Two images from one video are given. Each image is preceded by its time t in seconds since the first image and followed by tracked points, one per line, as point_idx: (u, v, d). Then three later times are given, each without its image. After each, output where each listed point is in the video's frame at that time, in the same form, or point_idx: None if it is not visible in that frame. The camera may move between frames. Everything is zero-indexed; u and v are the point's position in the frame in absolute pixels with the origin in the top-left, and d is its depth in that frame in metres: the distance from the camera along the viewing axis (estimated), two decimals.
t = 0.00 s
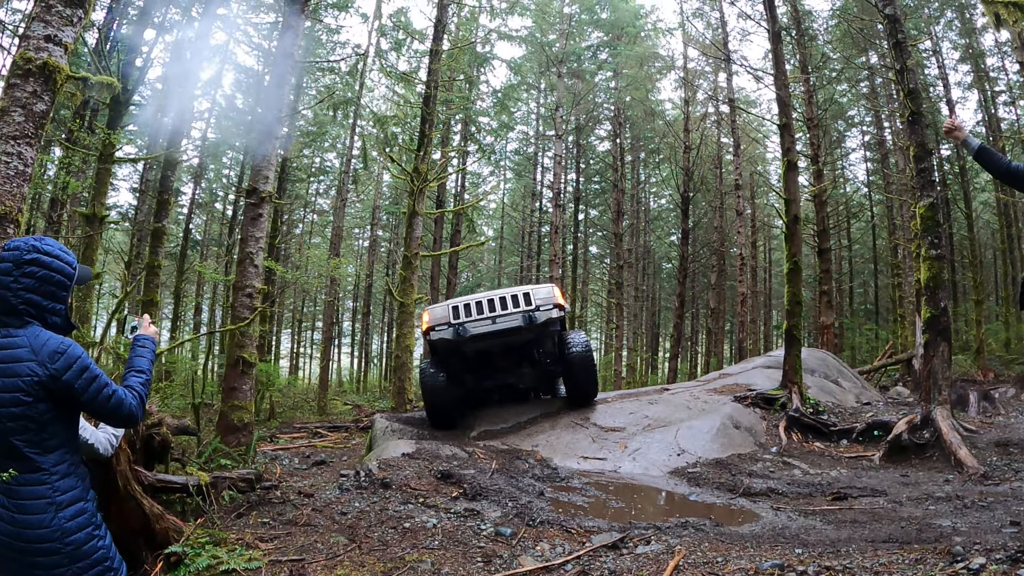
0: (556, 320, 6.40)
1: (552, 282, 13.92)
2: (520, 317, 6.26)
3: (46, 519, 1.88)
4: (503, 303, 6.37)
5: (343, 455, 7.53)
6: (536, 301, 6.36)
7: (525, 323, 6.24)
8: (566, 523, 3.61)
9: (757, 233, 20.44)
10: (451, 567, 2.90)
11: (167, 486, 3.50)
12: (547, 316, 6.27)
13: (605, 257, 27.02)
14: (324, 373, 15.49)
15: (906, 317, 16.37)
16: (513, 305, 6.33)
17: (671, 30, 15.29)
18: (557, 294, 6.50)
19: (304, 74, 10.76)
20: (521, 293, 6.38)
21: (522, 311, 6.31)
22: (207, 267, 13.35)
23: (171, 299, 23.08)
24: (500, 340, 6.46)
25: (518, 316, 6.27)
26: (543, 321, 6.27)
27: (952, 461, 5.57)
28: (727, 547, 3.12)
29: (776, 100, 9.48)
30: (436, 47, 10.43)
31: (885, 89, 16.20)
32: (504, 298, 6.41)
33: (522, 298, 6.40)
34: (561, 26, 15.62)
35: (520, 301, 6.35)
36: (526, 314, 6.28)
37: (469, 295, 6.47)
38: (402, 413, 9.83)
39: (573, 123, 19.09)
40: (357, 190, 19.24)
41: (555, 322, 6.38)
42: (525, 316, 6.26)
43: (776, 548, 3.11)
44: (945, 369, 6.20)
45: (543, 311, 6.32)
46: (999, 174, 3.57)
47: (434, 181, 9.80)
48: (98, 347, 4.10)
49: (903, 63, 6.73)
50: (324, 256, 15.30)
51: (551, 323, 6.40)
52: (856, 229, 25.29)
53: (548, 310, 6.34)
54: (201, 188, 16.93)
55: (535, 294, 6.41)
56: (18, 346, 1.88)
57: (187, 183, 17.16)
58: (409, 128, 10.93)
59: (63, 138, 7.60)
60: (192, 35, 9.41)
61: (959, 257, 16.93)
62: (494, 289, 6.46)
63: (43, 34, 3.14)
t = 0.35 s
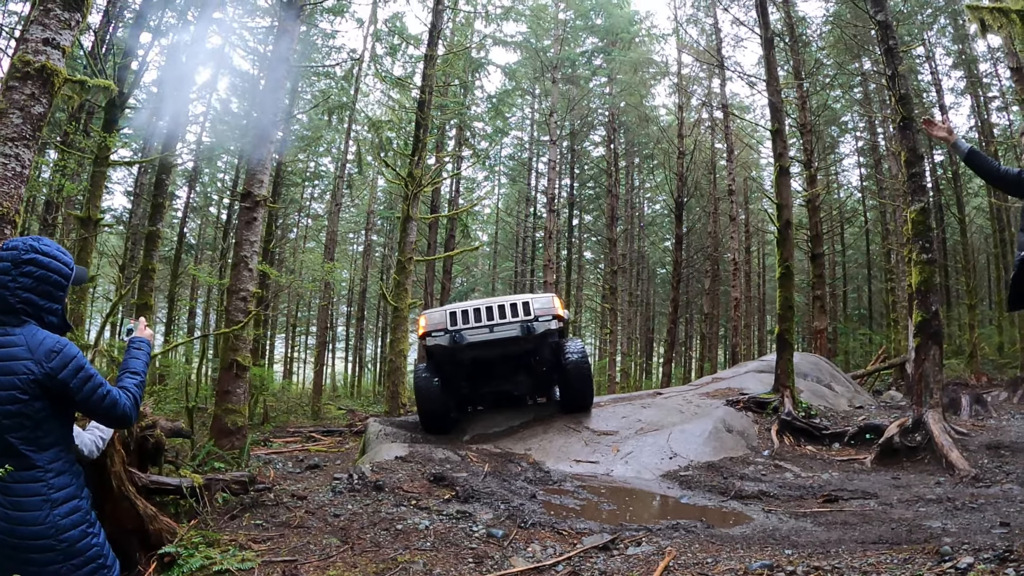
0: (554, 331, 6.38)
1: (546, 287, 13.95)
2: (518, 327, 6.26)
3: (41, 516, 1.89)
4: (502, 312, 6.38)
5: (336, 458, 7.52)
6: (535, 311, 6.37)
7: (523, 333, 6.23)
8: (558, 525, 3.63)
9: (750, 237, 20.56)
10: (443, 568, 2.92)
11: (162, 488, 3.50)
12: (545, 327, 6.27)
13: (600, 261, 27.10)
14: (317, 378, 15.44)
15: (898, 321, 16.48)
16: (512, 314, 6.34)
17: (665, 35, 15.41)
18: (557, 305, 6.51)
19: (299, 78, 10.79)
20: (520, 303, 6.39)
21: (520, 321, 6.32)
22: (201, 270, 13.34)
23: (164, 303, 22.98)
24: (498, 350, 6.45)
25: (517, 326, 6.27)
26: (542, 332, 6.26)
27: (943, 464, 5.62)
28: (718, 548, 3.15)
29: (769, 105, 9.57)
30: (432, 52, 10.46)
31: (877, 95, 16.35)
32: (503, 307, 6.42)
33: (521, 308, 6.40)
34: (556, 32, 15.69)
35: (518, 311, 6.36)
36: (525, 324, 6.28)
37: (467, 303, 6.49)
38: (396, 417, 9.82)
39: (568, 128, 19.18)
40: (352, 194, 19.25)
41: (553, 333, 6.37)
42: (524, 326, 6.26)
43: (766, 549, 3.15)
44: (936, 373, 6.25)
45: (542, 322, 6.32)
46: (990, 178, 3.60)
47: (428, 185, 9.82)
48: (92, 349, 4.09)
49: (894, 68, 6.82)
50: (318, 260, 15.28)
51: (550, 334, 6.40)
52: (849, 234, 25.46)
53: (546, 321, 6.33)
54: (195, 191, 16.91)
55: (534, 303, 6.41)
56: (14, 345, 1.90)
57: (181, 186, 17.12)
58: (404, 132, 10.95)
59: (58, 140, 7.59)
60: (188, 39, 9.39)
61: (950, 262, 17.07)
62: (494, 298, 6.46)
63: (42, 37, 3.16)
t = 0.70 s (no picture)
0: (548, 334, 6.39)
1: (541, 291, 13.95)
2: (512, 330, 6.26)
3: (39, 520, 1.89)
4: (495, 315, 6.38)
5: (331, 462, 7.51)
6: (529, 314, 6.37)
7: (517, 336, 6.24)
8: (551, 530, 3.64)
9: (745, 242, 20.64)
10: (437, 572, 2.93)
11: (155, 492, 3.50)
12: (539, 330, 6.28)
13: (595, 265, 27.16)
14: (312, 381, 15.39)
15: (892, 325, 16.56)
16: (505, 317, 6.35)
17: (660, 40, 15.49)
18: (550, 307, 6.51)
19: (295, 81, 10.79)
20: (514, 306, 6.39)
21: (514, 324, 6.32)
22: (196, 273, 13.30)
23: (158, 306, 22.88)
24: (491, 354, 6.46)
25: (510, 329, 6.27)
26: (535, 335, 6.27)
27: (936, 468, 5.66)
28: (710, 553, 3.17)
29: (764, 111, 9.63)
30: (427, 56, 10.47)
31: (871, 100, 16.45)
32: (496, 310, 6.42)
33: (514, 311, 6.40)
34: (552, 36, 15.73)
35: (512, 314, 6.36)
36: (518, 327, 6.28)
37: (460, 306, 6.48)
38: (390, 421, 9.82)
39: (564, 132, 19.24)
40: (347, 198, 19.24)
41: (547, 336, 6.38)
42: (517, 329, 6.27)
43: (758, 554, 3.17)
44: (929, 378, 6.29)
45: (535, 325, 6.33)
46: (982, 183, 3.62)
47: (423, 189, 9.83)
48: (87, 353, 4.09)
49: (888, 74, 6.88)
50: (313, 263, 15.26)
51: (543, 337, 6.41)
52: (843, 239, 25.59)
53: (540, 324, 6.35)
54: (190, 194, 16.87)
55: (528, 307, 6.42)
56: (13, 352, 1.92)
57: (177, 189, 17.08)
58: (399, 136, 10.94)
59: (53, 143, 7.60)
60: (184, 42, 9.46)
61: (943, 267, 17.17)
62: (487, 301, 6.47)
63: (38, 44, 3.17)
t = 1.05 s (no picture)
0: (544, 338, 6.40)
1: (537, 294, 13.96)
2: (507, 335, 6.26)
3: (37, 523, 1.90)
4: (490, 319, 6.39)
5: (326, 466, 7.51)
6: (524, 318, 6.38)
7: (512, 341, 6.24)
8: (544, 533, 3.66)
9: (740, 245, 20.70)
10: None
11: (152, 496, 3.51)
12: (534, 335, 6.28)
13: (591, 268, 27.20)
14: (308, 384, 15.35)
15: (887, 329, 16.64)
16: (500, 322, 6.35)
17: (657, 44, 15.57)
18: (546, 311, 6.51)
19: (291, 84, 10.80)
20: (509, 310, 6.40)
21: (509, 329, 6.33)
22: (191, 276, 13.28)
23: (154, 309, 22.82)
24: (486, 359, 6.46)
25: (505, 334, 6.28)
26: (531, 340, 6.26)
27: (929, 471, 5.70)
28: (702, 557, 3.19)
29: (758, 115, 9.69)
30: (423, 59, 10.49)
31: (866, 103, 16.56)
32: (491, 315, 6.43)
33: (509, 315, 6.41)
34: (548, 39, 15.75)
35: (508, 318, 6.36)
36: (514, 332, 6.28)
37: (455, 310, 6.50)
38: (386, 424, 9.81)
39: (560, 135, 19.28)
40: (343, 200, 19.23)
41: (542, 340, 6.37)
42: (512, 334, 6.27)
43: (750, 557, 3.19)
44: (923, 381, 6.34)
45: (531, 329, 6.33)
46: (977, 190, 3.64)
47: (419, 192, 9.84)
48: (82, 356, 4.08)
49: (882, 79, 6.94)
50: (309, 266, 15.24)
51: (539, 342, 6.41)
52: (839, 242, 25.69)
53: (535, 328, 6.34)
54: (186, 197, 16.83)
55: (523, 311, 6.42)
56: (13, 356, 1.93)
57: (173, 191, 17.05)
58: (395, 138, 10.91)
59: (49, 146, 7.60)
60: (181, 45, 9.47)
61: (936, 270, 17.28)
62: (482, 306, 6.47)
63: (34, 49, 3.17)
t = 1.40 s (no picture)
0: (547, 348, 6.40)
1: (531, 296, 13.95)
2: (509, 343, 6.27)
3: (30, 532, 1.88)
4: (493, 326, 6.38)
5: (321, 469, 7.49)
6: (527, 326, 6.37)
7: (513, 349, 6.25)
8: (540, 537, 3.65)
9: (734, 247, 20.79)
10: None
11: (148, 501, 3.48)
12: (537, 344, 6.29)
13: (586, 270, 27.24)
14: (301, 387, 15.29)
15: (880, 330, 16.73)
16: (503, 330, 6.35)
17: (651, 47, 15.66)
18: (550, 320, 6.51)
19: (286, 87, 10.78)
20: (512, 318, 6.39)
21: (511, 337, 6.33)
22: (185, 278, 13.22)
23: (147, 312, 22.68)
24: (485, 367, 6.44)
25: (507, 342, 6.28)
26: (534, 349, 6.28)
27: (923, 473, 5.73)
28: (698, 560, 3.20)
29: (752, 119, 9.74)
30: (418, 61, 10.48)
31: (859, 106, 16.67)
32: (493, 321, 6.42)
33: (512, 323, 6.40)
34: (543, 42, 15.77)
35: (510, 326, 6.36)
36: (516, 340, 6.29)
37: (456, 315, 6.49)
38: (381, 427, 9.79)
39: (554, 137, 19.31)
40: (338, 203, 19.20)
41: (545, 350, 6.39)
42: (514, 342, 6.27)
43: (746, 560, 3.21)
44: (916, 384, 6.38)
45: (534, 339, 6.33)
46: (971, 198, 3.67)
47: (414, 195, 9.83)
48: (77, 361, 4.06)
49: (876, 83, 7.00)
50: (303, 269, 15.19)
51: (542, 351, 6.40)
52: (832, 244, 25.82)
53: (538, 337, 6.35)
54: (180, 199, 16.77)
55: (526, 318, 6.42)
56: (5, 364, 1.92)
57: (167, 194, 16.98)
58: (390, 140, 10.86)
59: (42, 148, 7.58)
60: (176, 47, 9.56)
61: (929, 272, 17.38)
62: (484, 312, 6.46)
63: (29, 54, 3.16)
